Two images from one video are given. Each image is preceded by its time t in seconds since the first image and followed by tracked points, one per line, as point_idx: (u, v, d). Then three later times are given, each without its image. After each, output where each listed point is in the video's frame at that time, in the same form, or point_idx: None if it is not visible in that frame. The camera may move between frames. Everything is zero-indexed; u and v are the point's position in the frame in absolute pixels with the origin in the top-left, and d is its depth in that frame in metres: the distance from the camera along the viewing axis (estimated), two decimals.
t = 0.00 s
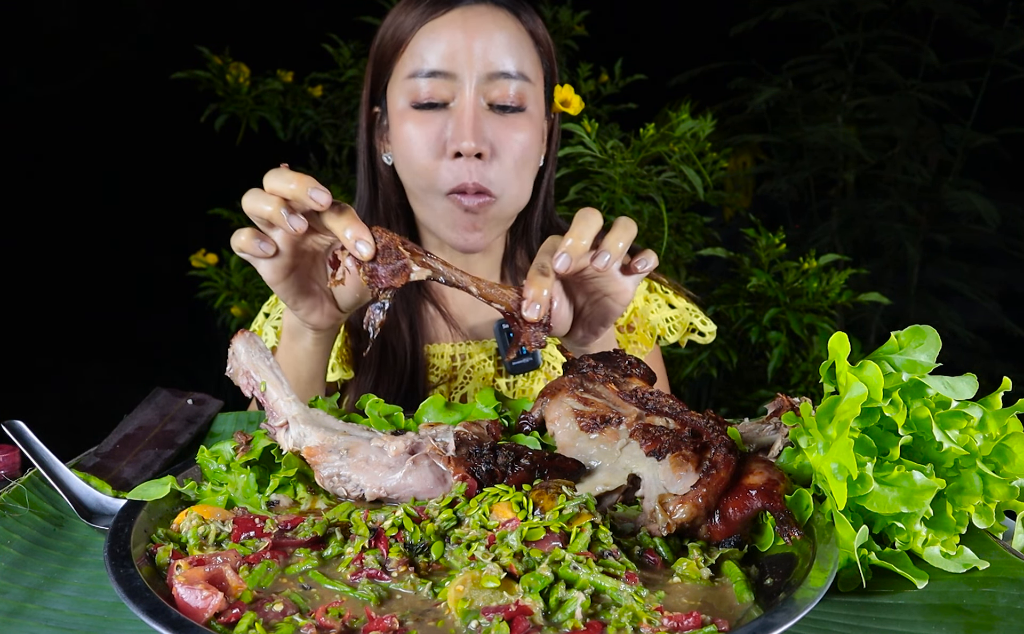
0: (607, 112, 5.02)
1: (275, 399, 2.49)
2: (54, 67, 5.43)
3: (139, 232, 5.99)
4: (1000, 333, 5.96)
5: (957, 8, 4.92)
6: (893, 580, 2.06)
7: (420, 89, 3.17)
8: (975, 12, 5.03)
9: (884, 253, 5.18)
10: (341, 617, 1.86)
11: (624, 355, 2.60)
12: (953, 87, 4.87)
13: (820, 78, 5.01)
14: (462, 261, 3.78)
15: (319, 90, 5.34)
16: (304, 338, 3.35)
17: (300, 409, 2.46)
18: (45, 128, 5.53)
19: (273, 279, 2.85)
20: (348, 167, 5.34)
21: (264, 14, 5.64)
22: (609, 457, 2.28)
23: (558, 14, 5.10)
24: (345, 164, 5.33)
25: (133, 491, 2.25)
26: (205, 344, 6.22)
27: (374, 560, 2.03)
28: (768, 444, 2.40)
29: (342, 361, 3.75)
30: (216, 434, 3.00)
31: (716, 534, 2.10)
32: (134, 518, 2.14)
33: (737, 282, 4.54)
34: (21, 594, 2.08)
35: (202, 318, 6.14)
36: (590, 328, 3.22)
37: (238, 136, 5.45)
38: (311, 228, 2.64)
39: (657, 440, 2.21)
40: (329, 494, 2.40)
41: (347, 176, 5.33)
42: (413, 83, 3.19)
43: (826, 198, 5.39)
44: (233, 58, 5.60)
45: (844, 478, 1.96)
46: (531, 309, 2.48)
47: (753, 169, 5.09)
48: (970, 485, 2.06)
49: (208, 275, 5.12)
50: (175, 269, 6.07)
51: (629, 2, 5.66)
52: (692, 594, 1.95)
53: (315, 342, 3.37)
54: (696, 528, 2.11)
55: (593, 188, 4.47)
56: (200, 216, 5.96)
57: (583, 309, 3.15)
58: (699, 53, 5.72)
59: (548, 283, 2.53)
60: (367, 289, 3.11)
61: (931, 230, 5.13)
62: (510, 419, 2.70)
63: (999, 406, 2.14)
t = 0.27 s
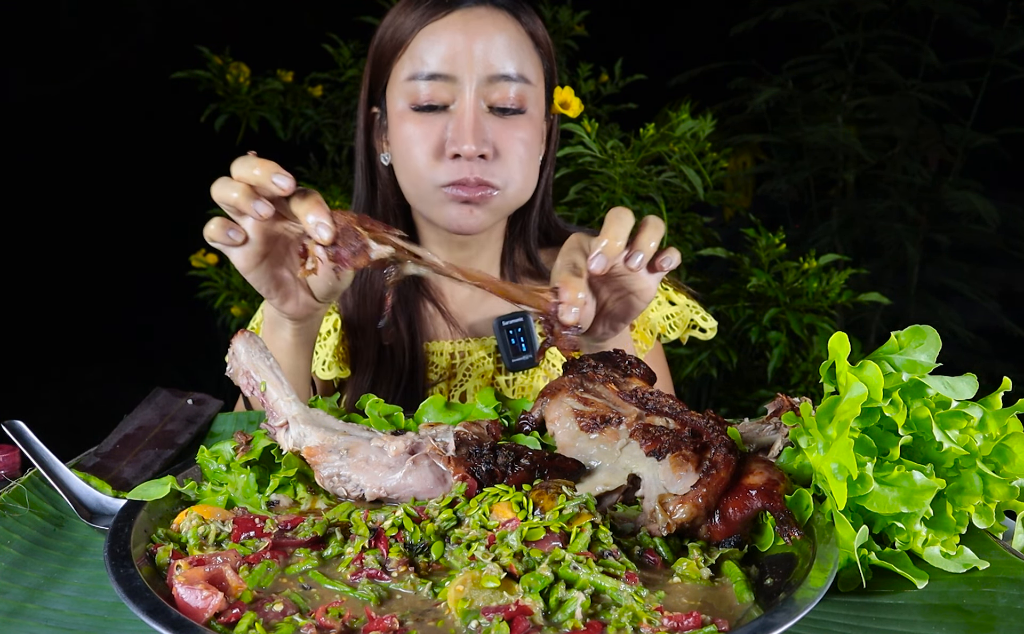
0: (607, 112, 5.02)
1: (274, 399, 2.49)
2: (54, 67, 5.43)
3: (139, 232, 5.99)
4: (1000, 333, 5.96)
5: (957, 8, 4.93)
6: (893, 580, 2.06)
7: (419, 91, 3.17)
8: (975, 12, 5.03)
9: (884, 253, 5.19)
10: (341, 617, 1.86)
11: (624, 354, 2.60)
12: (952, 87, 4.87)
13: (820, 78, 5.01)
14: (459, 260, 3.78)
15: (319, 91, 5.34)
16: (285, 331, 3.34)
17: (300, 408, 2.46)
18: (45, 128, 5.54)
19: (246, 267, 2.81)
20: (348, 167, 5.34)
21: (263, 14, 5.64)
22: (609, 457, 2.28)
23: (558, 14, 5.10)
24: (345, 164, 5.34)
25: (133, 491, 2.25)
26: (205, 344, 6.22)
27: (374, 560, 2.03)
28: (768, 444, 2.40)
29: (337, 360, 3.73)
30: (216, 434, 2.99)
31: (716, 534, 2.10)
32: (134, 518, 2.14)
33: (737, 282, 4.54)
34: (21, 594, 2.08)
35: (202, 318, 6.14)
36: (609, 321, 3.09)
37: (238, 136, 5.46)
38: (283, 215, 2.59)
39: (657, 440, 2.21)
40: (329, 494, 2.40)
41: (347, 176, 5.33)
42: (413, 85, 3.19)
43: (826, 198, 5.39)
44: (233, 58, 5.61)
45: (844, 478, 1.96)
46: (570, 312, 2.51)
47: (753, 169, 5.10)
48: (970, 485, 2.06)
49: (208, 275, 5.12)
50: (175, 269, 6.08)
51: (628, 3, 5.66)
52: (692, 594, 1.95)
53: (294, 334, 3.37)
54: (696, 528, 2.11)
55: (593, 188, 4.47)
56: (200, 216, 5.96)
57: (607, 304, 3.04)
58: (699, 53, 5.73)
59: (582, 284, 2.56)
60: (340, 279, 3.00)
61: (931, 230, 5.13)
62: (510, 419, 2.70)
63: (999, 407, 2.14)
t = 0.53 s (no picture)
0: (607, 112, 5.02)
1: (275, 399, 2.48)
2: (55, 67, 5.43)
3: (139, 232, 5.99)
4: (1000, 333, 5.97)
5: (957, 7, 4.92)
6: (893, 579, 2.06)
7: (425, 90, 3.17)
8: (975, 12, 5.02)
9: (884, 253, 5.19)
10: (341, 617, 1.86)
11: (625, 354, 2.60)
12: (953, 87, 4.87)
13: (820, 78, 5.01)
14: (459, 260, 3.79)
15: (319, 90, 5.34)
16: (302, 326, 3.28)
17: (300, 408, 2.46)
18: (45, 128, 5.54)
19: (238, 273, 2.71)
20: (347, 167, 5.34)
21: (263, 14, 5.64)
22: (609, 457, 2.28)
23: (558, 14, 5.10)
24: (345, 164, 5.34)
25: (133, 491, 2.25)
26: (205, 344, 6.22)
27: (374, 560, 2.03)
28: (768, 444, 2.40)
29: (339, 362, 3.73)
30: (216, 434, 2.99)
31: (716, 534, 2.10)
32: (134, 518, 2.14)
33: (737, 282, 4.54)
34: (21, 594, 2.08)
35: (202, 318, 6.14)
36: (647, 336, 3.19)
37: (238, 136, 5.46)
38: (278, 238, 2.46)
39: (657, 440, 2.21)
40: (329, 495, 2.40)
41: (347, 176, 5.33)
42: (418, 84, 3.19)
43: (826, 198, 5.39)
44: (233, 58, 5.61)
45: (844, 478, 1.96)
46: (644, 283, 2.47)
47: (753, 169, 5.10)
48: (970, 485, 2.06)
49: (208, 275, 5.12)
50: (175, 269, 6.08)
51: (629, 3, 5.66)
52: (692, 594, 1.95)
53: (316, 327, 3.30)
54: (696, 528, 2.11)
55: (593, 188, 4.47)
56: (200, 216, 5.96)
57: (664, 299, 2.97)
58: (700, 53, 5.73)
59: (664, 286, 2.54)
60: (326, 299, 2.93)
61: (931, 230, 5.13)
62: (510, 419, 2.70)
63: (999, 406, 2.14)
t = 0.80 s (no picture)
0: (607, 112, 5.02)
1: (274, 399, 2.47)
2: (55, 67, 5.43)
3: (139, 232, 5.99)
4: (1000, 333, 5.97)
5: (957, 8, 4.92)
6: (893, 579, 2.06)
7: (430, 91, 3.17)
8: (975, 12, 5.02)
9: (884, 253, 5.19)
10: (341, 617, 1.86)
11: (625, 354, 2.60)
12: (953, 87, 4.87)
13: (820, 78, 5.01)
14: (461, 261, 3.78)
15: (319, 90, 5.34)
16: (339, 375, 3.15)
17: (300, 408, 2.45)
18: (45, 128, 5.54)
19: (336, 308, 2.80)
20: (347, 167, 5.34)
21: (263, 14, 5.64)
22: (609, 457, 2.28)
23: (558, 14, 5.10)
24: (345, 164, 5.34)
25: (133, 491, 2.25)
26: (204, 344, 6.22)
27: (374, 560, 2.03)
28: (768, 444, 2.40)
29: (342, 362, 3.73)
30: (216, 434, 2.99)
31: (716, 534, 2.10)
32: (134, 518, 2.14)
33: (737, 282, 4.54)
34: (21, 594, 2.08)
35: (202, 318, 6.14)
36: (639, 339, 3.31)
37: (238, 136, 5.46)
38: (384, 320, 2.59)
39: (657, 440, 2.21)
40: (329, 495, 2.40)
41: (347, 176, 5.33)
42: (423, 84, 3.19)
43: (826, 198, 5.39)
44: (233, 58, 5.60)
45: (844, 478, 1.96)
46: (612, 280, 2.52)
47: (753, 169, 5.10)
48: (970, 485, 2.06)
49: (208, 275, 5.12)
50: (175, 269, 6.08)
51: (629, 3, 5.66)
52: (692, 594, 1.95)
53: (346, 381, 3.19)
54: (696, 528, 2.11)
55: (593, 188, 4.48)
56: (199, 216, 5.96)
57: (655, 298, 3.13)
58: (700, 54, 5.72)
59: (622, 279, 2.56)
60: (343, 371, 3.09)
61: (931, 230, 5.13)
62: (510, 419, 2.70)
63: (999, 406, 2.14)
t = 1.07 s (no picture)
0: (607, 112, 5.02)
1: (275, 400, 2.47)
2: (55, 67, 5.44)
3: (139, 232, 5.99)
4: (1000, 333, 5.97)
5: (957, 7, 4.93)
6: (893, 580, 2.06)
7: (432, 90, 3.16)
8: (975, 12, 5.03)
9: (884, 253, 5.19)
10: (341, 617, 1.86)
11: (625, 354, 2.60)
12: (953, 87, 4.87)
13: (820, 78, 5.02)
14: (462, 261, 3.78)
15: (319, 90, 5.34)
16: (369, 341, 3.17)
17: (300, 408, 2.45)
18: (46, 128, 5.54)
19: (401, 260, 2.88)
20: (347, 167, 5.35)
21: (263, 14, 5.64)
22: (609, 456, 2.28)
23: (558, 14, 5.11)
24: (345, 164, 5.34)
25: (133, 491, 2.25)
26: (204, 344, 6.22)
27: (374, 560, 2.03)
28: (768, 444, 2.40)
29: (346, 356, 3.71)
30: (216, 433, 2.99)
31: (716, 534, 2.10)
32: (134, 518, 2.14)
33: (737, 282, 4.54)
34: (21, 594, 2.08)
35: (201, 318, 6.15)
36: (620, 332, 3.30)
37: (238, 137, 5.46)
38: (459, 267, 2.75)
39: (657, 440, 2.21)
40: (329, 495, 2.40)
41: (347, 176, 5.34)
42: (425, 84, 3.18)
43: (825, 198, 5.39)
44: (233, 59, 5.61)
45: (844, 478, 1.96)
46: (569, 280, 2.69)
47: (753, 169, 5.10)
48: (970, 485, 2.06)
49: (208, 276, 5.12)
50: (175, 269, 6.08)
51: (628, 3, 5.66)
52: (692, 594, 1.95)
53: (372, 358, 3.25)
54: (696, 528, 2.11)
55: (592, 188, 4.49)
56: (200, 216, 5.96)
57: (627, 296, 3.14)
58: (699, 54, 5.73)
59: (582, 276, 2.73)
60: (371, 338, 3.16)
61: (930, 230, 5.13)
62: (510, 419, 2.70)
63: (999, 407, 2.14)
